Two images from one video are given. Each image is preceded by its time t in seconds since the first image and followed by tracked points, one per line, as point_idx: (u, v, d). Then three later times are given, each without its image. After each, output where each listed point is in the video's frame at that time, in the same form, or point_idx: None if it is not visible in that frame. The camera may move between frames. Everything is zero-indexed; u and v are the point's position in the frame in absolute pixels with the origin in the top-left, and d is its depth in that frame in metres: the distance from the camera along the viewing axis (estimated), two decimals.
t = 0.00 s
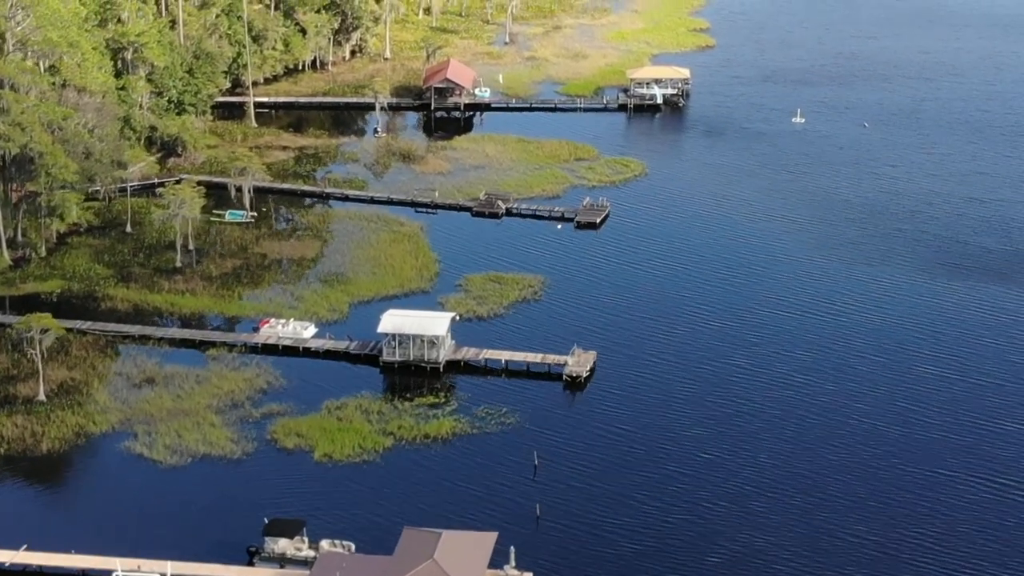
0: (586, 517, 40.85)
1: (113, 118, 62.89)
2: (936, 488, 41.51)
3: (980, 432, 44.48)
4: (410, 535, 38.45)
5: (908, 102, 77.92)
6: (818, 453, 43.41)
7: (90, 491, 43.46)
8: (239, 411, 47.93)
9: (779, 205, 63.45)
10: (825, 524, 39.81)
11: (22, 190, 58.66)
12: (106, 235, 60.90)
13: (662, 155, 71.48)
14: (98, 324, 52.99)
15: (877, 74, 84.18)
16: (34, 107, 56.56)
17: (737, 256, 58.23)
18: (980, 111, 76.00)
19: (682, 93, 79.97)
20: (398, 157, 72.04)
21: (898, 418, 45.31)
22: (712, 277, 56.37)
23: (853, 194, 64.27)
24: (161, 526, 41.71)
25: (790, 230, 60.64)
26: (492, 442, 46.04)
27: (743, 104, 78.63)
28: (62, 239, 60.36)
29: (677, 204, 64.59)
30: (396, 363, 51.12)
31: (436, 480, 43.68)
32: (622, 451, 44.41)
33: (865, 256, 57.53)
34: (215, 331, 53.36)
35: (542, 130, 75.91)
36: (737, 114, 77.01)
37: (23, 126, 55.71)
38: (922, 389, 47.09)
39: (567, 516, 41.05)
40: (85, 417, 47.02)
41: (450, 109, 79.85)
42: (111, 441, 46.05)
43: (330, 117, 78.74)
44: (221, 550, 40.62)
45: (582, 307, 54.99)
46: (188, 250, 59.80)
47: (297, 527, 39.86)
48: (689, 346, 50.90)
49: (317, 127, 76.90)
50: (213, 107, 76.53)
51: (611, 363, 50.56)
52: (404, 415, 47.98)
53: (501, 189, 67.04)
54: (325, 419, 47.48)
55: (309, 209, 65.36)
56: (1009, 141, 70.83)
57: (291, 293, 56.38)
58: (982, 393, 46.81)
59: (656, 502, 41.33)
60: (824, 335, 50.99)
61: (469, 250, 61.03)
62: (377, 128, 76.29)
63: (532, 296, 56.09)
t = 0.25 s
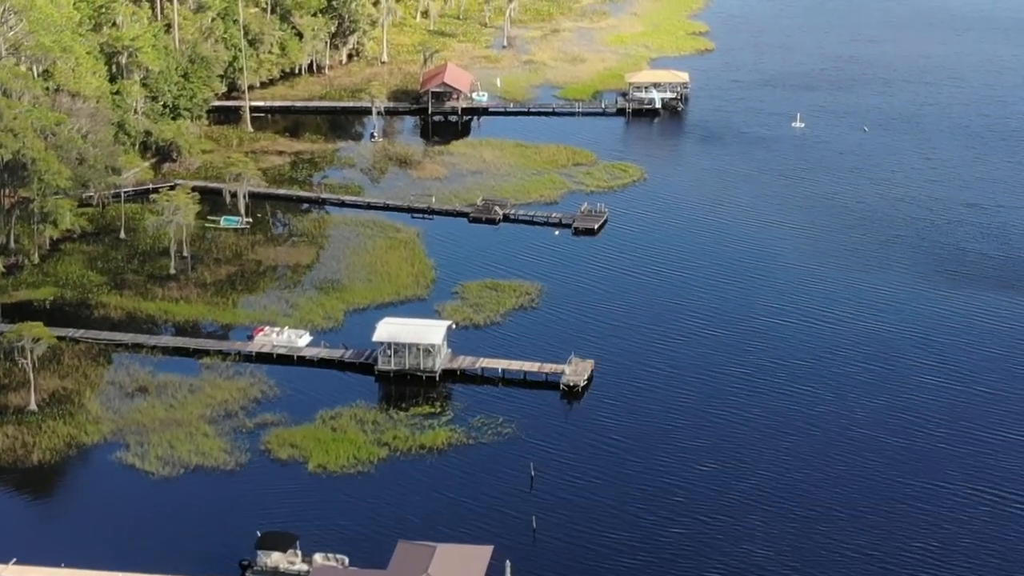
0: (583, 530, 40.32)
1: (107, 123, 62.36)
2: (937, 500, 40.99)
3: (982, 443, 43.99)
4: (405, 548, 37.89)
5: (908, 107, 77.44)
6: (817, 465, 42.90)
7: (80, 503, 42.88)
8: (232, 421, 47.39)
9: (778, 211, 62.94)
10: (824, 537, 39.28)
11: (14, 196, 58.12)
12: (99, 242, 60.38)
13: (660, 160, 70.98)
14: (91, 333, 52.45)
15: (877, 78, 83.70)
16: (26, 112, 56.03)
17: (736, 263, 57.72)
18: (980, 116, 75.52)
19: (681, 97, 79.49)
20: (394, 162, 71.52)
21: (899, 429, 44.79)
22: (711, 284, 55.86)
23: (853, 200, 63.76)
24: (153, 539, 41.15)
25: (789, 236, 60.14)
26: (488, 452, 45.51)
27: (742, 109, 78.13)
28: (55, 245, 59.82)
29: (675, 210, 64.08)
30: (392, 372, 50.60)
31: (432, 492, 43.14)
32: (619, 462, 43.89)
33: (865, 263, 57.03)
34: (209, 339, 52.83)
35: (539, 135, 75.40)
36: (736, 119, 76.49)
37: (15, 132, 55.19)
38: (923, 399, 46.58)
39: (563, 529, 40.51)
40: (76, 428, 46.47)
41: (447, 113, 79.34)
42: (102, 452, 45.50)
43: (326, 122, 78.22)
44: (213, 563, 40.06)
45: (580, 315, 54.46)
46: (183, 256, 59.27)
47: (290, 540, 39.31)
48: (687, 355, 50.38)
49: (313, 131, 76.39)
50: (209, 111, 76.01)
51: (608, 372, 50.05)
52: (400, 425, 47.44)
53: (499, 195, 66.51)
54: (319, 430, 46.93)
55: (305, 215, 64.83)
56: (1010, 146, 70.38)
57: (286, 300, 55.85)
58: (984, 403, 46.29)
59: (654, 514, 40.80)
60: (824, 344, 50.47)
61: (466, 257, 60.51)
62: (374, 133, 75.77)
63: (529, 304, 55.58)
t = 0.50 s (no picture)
0: (579, 544, 39.81)
1: (101, 128, 61.82)
2: (938, 513, 40.48)
3: (983, 455, 43.48)
4: (399, 563, 37.38)
5: (908, 112, 76.93)
6: (817, 477, 42.37)
7: (71, 515, 42.33)
8: (225, 432, 46.86)
9: (778, 218, 62.44)
10: (824, 551, 38.76)
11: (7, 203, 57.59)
12: (93, 248, 59.88)
13: (659, 166, 70.48)
14: (84, 342, 51.93)
15: (877, 82, 83.20)
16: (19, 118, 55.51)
17: (735, 270, 57.22)
18: (981, 121, 75.03)
19: (680, 101, 79.01)
20: (391, 167, 70.99)
21: (899, 441, 44.27)
22: (710, 292, 55.36)
23: (853, 207, 63.26)
24: (144, 552, 40.60)
25: (789, 243, 59.62)
26: (484, 463, 44.98)
27: (742, 114, 77.64)
28: (48, 252, 59.32)
29: (674, 217, 63.56)
30: (387, 381, 50.06)
31: (427, 504, 42.61)
32: (617, 474, 43.36)
33: (866, 271, 56.51)
34: (204, 348, 52.31)
35: (538, 140, 74.89)
36: (735, 124, 76.01)
37: (7, 138, 54.66)
38: (924, 410, 46.08)
39: (560, 542, 39.99)
40: (68, 438, 45.93)
41: (445, 117, 78.83)
42: (94, 463, 44.95)
43: (323, 126, 77.71)
44: None
45: (578, 323, 53.93)
46: (177, 264, 58.75)
47: (283, 554, 38.80)
48: (686, 364, 49.85)
49: (310, 136, 75.87)
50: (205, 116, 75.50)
51: (606, 381, 49.52)
52: (395, 436, 46.90)
53: (496, 201, 65.99)
54: (313, 440, 46.40)
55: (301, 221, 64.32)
56: (1011, 152, 69.88)
57: (281, 308, 55.33)
58: (986, 414, 45.80)
59: (651, 527, 40.28)
60: (824, 354, 49.96)
61: (463, 264, 59.98)
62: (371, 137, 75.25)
63: (526, 311, 55.05)
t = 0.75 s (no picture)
0: (577, 557, 39.29)
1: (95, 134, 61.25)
2: (941, 527, 39.96)
3: (986, 467, 42.98)
4: None
5: (909, 116, 76.43)
6: (817, 489, 41.85)
7: (62, 527, 41.75)
8: (219, 442, 46.31)
9: (778, 224, 61.92)
10: (825, 565, 38.25)
11: None
12: (86, 255, 59.34)
13: (658, 170, 69.97)
14: (76, 350, 51.37)
15: (878, 86, 82.68)
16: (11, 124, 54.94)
17: (735, 277, 56.69)
18: (982, 125, 74.54)
19: (679, 105, 78.54)
20: (389, 172, 70.45)
21: (901, 452, 43.75)
22: (709, 299, 54.81)
23: (853, 213, 62.77)
24: (136, 564, 40.04)
25: (789, 250, 59.10)
26: (481, 474, 44.42)
27: (742, 118, 77.13)
28: (41, 258, 58.76)
29: (674, 223, 63.05)
30: (383, 391, 49.50)
31: (422, 515, 42.08)
32: (615, 485, 42.83)
33: (866, 278, 56.00)
34: (198, 356, 51.76)
35: (536, 144, 74.36)
36: (735, 128, 75.48)
37: None
38: (925, 421, 45.54)
39: (557, 556, 39.47)
40: (59, 449, 45.36)
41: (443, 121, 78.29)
42: (85, 475, 44.39)
43: (320, 131, 77.19)
44: None
45: (576, 330, 53.39)
46: (171, 270, 58.21)
47: (276, 568, 38.30)
48: (685, 373, 49.33)
49: (306, 140, 75.32)
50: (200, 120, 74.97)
51: (604, 390, 48.97)
52: (391, 447, 46.34)
53: (494, 206, 65.44)
54: (308, 451, 45.83)
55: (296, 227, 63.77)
56: (1013, 157, 69.36)
57: (276, 315, 54.79)
58: (988, 425, 45.27)
59: (649, 541, 39.76)
60: (824, 363, 49.44)
61: (460, 270, 59.45)
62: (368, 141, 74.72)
63: (524, 319, 54.52)
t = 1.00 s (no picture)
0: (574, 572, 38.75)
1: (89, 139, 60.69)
2: (943, 540, 39.43)
3: (989, 479, 42.46)
4: None
5: (909, 121, 75.93)
6: (818, 502, 41.32)
7: (53, 540, 41.15)
8: (212, 453, 45.74)
9: (778, 231, 61.40)
10: None
11: None
12: (80, 262, 58.80)
13: (657, 176, 69.48)
14: (70, 359, 50.84)
15: (878, 90, 82.18)
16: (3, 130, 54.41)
17: (735, 285, 56.19)
18: (983, 130, 74.04)
19: (679, 110, 78.08)
20: (386, 177, 69.94)
21: (902, 464, 43.23)
22: (709, 307, 54.30)
23: (854, 220, 62.26)
24: None
25: (789, 257, 58.60)
26: (477, 485, 43.87)
27: (741, 123, 76.64)
28: (35, 265, 58.22)
29: (673, 229, 62.54)
30: (379, 400, 48.97)
31: (418, 528, 41.53)
32: (613, 498, 42.29)
33: (867, 286, 55.49)
34: (192, 365, 51.21)
35: (534, 149, 73.85)
36: (734, 133, 74.98)
37: None
38: (927, 432, 45.02)
39: (554, 570, 38.92)
40: (51, 460, 44.78)
41: (440, 126, 77.80)
42: (77, 486, 43.81)
43: (317, 135, 76.68)
44: None
45: (574, 338, 52.87)
46: (166, 277, 57.68)
47: None
48: (684, 383, 48.81)
49: (303, 145, 74.81)
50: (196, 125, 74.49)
51: (602, 400, 48.45)
52: (386, 457, 45.77)
53: (491, 212, 64.91)
54: (303, 462, 45.25)
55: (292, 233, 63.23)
56: (1014, 162, 68.89)
57: (271, 323, 54.25)
58: (991, 437, 44.75)
59: (648, 555, 39.21)
60: (825, 373, 48.92)
61: (457, 278, 58.93)
62: (365, 146, 74.21)
63: (522, 326, 54.01)
